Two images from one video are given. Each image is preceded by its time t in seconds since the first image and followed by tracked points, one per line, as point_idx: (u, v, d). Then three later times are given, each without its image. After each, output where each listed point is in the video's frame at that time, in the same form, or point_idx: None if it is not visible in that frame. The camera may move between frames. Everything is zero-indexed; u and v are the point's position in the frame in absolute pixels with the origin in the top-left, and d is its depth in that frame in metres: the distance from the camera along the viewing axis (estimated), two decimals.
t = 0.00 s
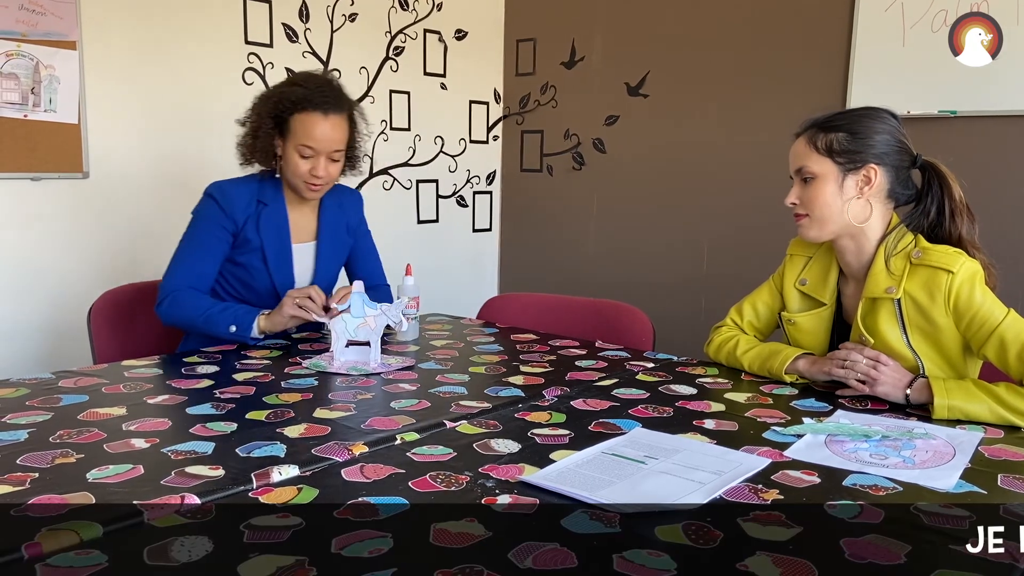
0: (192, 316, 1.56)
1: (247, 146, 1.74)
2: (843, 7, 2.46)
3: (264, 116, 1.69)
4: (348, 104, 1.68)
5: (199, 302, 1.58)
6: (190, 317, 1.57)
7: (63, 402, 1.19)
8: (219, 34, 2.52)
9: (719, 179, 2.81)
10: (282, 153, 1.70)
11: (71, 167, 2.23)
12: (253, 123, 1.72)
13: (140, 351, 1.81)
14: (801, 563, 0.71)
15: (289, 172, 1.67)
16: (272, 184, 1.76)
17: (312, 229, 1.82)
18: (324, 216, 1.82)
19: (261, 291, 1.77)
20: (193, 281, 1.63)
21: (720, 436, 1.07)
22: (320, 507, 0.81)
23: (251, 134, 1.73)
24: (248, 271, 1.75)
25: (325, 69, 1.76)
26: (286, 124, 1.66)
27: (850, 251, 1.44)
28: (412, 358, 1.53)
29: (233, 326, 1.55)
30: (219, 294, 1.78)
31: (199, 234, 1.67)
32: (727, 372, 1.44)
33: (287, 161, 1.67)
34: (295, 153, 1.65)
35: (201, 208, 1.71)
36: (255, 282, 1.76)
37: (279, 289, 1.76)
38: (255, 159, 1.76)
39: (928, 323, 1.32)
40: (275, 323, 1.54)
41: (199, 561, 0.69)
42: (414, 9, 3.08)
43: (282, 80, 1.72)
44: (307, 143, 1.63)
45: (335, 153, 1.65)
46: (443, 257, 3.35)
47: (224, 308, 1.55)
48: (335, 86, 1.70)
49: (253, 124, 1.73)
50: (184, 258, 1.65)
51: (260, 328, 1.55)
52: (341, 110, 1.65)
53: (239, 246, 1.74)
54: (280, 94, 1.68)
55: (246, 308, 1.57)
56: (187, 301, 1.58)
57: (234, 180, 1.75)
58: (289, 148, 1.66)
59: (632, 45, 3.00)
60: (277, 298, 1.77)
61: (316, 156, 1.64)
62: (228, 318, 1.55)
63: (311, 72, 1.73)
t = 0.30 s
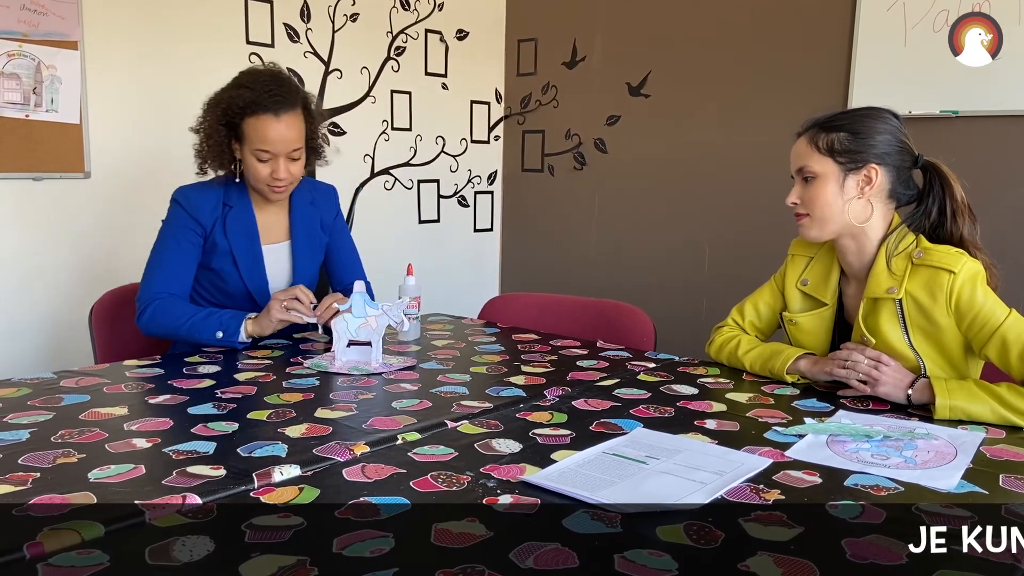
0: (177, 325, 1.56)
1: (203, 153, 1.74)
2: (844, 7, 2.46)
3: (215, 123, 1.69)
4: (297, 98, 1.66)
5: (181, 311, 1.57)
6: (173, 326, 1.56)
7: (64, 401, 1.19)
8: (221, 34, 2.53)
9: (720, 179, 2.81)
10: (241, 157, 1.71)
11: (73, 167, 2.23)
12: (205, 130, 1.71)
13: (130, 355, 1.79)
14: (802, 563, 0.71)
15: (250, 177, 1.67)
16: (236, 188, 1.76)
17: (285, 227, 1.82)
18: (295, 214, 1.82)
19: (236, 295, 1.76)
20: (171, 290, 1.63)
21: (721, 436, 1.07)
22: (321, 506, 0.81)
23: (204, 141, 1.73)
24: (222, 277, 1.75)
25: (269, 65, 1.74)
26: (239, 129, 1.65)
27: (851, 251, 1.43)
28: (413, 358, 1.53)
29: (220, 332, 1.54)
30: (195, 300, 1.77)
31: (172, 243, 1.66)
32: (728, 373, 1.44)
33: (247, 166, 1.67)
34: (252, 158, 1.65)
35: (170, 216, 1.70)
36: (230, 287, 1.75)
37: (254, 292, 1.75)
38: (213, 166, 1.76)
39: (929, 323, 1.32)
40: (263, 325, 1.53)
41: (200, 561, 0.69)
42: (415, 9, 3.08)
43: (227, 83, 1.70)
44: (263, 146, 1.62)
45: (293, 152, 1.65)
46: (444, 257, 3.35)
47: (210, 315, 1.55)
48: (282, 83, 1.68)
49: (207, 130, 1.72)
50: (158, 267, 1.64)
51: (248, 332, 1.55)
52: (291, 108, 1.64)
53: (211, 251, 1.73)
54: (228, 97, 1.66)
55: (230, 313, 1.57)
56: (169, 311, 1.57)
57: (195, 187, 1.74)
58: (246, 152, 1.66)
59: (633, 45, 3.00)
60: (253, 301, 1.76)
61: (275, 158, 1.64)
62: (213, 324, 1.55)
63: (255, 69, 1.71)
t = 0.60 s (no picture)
0: (175, 329, 1.54)
1: (189, 158, 1.74)
2: (846, 7, 2.46)
3: (199, 129, 1.69)
4: (281, 101, 1.66)
5: (180, 313, 1.56)
6: (172, 328, 1.55)
7: (66, 401, 1.19)
8: (223, 34, 2.53)
9: (722, 179, 2.81)
10: (227, 161, 1.71)
11: (75, 167, 2.23)
12: (189, 135, 1.71)
13: (128, 355, 1.78)
14: (803, 563, 0.71)
15: (238, 181, 1.68)
16: (225, 191, 1.76)
17: (277, 228, 1.83)
18: (287, 215, 1.82)
19: (229, 296, 1.76)
20: (168, 293, 1.62)
21: (723, 436, 1.07)
22: (323, 506, 0.81)
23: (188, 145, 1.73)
24: (215, 279, 1.75)
25: (251, 67, 1.73)
26: (224, 134, 1.65)
27: (852, 251, 1.43)
28: (415, 358, 1.53)
29: (214, 334, 1.52)
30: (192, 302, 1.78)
31: (165, 246, 1.66)
32: (730, 372, 1.44)
33: (235, 171, 1.67)
34: (239, 163, 1.65)
35: (162, 219, 1.69)
36: (223, 288, 1.76)
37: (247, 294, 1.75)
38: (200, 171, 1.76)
39: (931, 323, 1.32)
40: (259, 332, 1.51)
41: (202, 561, 0.69)
42: (417, 9, 3.08)
43: (209, 87, 1.70)
44: (250, 151, 1.62)
45: (280, 156, 1.65)
46: (445, 257, 3.35)
47: (205, 316, 1.52)
48: (265, 85, 1.67)
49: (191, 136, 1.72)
50: (155, 271, 1.63)
51: (242, 335, 1.53)
52: (276, 112, 1.63)
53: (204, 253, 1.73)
54: (211, 102, 1.66)
55: (225, 314, 1.55)
56: (167, 315, 1.56)
57: (184, 189, 1.74)
58: (233, 157, 1.66)
59: (635, 45, 3.00)
60: (246, 301, 1.76)
61: (262, 163, 1.64)
62: (209, 326, 1.52)
63: (237, 72, 1.70)
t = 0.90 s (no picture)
0: (191, 331, 1.53)
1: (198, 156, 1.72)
2: (846, 7, 2.46)
3: (211, 128, 1.67)
4: (296, 107, 1.65)
5: (195, 313, 1.55)
6: (187, 329, 1.54)
7: (67, 401, 1.19)
8: (224, 35, 2.53)
9: (722, 179, 2.81)
10: (236, 162, 1.70)
11: (75, 167, 2.23)
12: (200, 133, 1.69)
13: (129, 355, 1.78)
14: (804, 564, 0.71)
15: (246, 184, 1.67)
16: (229, 191, 1.76)
17: (279, 230, 1.83)
18: (290, 216, 1.82)
19: (233, 297, 1.77)
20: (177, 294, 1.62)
21: (723, 436, 1.07)
22: (323, 506, 0.81)
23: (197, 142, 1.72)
24: (218, 279, 1.75)
25: (266, 67, 1.70)
26: (236, 137, 1.64)
27: (852, 251, 1.43)
28: (415, 358, 1.53)
29: (230, 336, 1.50)
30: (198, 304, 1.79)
31: (172, 247, 1.65)
32: (731, 372, 1.44)
33: (243, 174, 1.66)
34: (249, 166, 1.64)
35: (166, 219, 1.69)
36: (226, 289, 1.76)
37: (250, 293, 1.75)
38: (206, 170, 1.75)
39: (932, 323, 1.32)
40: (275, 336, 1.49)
41: (202, 561, 0.69)
42: (418, 9, 3.08)
43: (223, 86, 1.67)
44: (261, 156, 1.62)
45: (291, 162, 1.65)
46: (446, 256, 3.35)
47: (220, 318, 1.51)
48: (281, 90, 1.65)
49: (200, 135, 1.70)
50: (163, 273, 1.63)
51: (255, 336, 1.52)
52: (291, 119, 1.62)
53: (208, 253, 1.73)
54: (224, 105, 1.64)
55: (238, 314, 1.54)
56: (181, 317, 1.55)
57: (188, 189, 1.74)
58: (243, 159, 1.65)
59: (635, 45, 3.00)
60: (249, 301, 1.76)
61: (273, 168, 1.63)
62: (224, 327, 1.51)
63: (252, 73, 1.67)
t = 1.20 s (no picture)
0: (200, 329, 1.54)
1: (213, 153, 1.73)
2: (847, 7, 2.46)
3: (228, 127, 1.67)
4: (316, 113, 1.66)
5: (205, 311, 1.56)
6: (196, 327, 1.54)
7: (67, 401, 1.19)
8: (224, 35, 2.53)
9: (723, 179, 2.81)
10: (249, 162, 1.70)
11: (76, 167, 2.24)
12: (217, 131, 1.69)
13: (129, 355, 1.78)
14: (804, 564, 0.71)
15: (257, 184, 1.68)
16: (237, 191, 1.76)
17: (284, 230, 1.83)
18: (296, 217, 1.82)
19: (238, 296, 1.76)
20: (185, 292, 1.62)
21: (723, 436, 1.07)
22: (324, 505, 0.81)
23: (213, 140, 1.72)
24: (224, 279, 1.75)
25: (287, 71, 1.71)
26: (253, 137, 1.64)
27: (853, 251, 1.43)
28: (416, 358, 1.53)
29: (238, 333, 1.51)
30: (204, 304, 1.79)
31: (179, 244, 1.66)
32: (731, 372, 1.44)
33: (255, 174, 1.67)
34: (263, 166, 1.64)
35: (174, 217, 1.69)
36: (232, 289, 1.76)
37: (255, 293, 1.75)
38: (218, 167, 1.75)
39: (932, 323, 1.32)
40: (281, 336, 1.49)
41: (202, 561, 0.69)
42: (418, 9, 3.08)
43: (244, 87, 1.67)
44: (276, 158, 1.62)
45: (304, 167, 1.65)
46: (446, 256, 3.35)
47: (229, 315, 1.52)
48: (301, 94, 1.66)
49: (216, 132, 1.70)
50: (170, 271, 1.63)
51: (265, 334, 1.51)
52: (309, 124, 1.63)
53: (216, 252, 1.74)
54: (244, 104, 1.64)
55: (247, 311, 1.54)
56: (190, 315, 1.56)
57: (197, 188, 1.74)
58: (256, 160, 1.65)
59: (635, 45, 3.00)
60: (254, 301, 1.76)
61: (286, 171, 1.64)
62: (233, 325, 1.51)
63: (274, 76, 1.68)
